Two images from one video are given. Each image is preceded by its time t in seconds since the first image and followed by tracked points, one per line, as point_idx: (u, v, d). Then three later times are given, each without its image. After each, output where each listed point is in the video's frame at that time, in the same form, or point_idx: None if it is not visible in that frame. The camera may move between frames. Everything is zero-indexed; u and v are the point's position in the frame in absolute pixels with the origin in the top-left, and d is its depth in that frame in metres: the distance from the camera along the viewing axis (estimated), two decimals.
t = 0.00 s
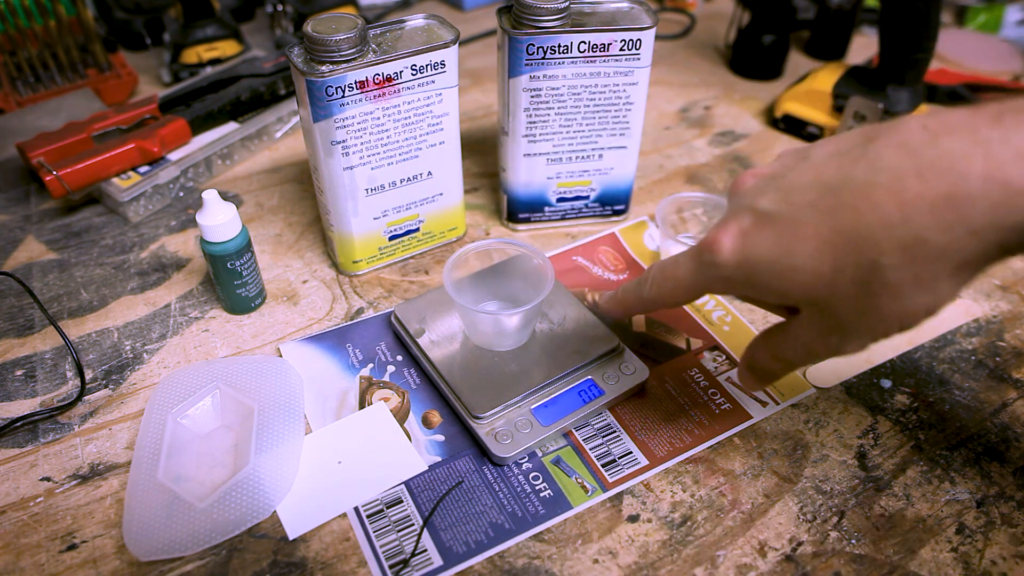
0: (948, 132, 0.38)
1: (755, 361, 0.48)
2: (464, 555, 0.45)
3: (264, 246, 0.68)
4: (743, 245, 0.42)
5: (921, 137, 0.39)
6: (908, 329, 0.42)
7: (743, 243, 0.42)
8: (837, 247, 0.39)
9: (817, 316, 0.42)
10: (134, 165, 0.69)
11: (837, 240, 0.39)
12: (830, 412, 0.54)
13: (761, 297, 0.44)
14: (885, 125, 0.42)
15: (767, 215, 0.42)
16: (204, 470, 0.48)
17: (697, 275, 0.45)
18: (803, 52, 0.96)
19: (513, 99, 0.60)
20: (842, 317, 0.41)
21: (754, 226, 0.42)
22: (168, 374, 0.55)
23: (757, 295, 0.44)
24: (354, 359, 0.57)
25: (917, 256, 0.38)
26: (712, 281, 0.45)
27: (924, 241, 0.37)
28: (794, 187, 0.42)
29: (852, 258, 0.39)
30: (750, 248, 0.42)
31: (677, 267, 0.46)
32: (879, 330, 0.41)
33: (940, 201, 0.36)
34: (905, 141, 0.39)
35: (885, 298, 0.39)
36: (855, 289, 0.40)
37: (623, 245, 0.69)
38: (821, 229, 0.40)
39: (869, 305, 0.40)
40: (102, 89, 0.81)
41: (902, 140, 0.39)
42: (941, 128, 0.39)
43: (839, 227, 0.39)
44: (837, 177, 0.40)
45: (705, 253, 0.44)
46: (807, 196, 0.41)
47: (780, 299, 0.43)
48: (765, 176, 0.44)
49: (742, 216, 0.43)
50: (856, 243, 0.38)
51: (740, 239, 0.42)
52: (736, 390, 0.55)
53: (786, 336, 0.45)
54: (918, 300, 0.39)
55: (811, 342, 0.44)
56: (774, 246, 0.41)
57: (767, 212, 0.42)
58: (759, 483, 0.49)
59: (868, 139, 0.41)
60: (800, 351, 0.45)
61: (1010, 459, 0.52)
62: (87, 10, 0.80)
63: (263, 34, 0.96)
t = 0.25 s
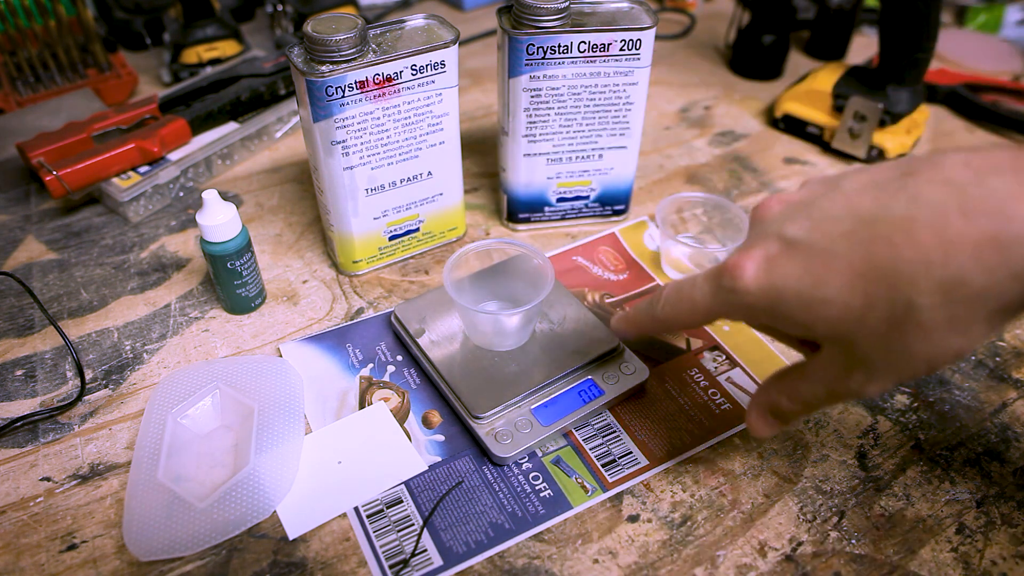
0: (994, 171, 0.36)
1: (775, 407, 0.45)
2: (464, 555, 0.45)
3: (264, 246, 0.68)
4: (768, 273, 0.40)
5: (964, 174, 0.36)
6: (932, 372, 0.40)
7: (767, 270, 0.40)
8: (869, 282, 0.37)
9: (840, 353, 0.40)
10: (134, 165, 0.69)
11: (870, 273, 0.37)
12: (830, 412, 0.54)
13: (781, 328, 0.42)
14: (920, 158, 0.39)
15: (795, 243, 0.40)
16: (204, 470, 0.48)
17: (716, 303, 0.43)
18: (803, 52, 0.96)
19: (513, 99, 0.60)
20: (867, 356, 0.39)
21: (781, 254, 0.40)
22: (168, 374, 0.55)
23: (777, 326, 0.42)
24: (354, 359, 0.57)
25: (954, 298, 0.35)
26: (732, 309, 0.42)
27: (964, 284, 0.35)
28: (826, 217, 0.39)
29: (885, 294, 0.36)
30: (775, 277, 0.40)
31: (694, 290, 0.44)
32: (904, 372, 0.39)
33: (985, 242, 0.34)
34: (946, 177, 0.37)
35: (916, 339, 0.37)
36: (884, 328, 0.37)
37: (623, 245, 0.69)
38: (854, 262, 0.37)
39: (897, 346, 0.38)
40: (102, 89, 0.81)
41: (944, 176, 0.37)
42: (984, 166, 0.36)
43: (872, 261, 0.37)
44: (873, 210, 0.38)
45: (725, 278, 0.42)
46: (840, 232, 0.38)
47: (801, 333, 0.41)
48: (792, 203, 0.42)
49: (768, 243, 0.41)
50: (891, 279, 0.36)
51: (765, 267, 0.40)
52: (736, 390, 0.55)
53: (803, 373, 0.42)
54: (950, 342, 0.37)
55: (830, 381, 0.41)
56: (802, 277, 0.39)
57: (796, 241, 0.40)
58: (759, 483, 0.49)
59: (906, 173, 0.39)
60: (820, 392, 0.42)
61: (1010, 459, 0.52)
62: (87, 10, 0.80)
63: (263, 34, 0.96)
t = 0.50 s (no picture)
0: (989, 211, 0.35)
1: (754, 434, 0.45)
2: (464, 555, 0.45)
3: (264, 246, 0.68)
4: (757, 297, 0.40)
5: (957, 212, 0.36)
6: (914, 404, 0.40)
7: (757, 294, 0.40)
8: (856, 313, 0.37)
9: (822, 381, 0.40)
10: (134, 165, 0.69)
11: (858, 305, 0.37)
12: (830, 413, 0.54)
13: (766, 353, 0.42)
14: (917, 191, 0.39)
15: (786, 270, 0.40)
16: (204, 470, 0.48)
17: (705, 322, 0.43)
18: (803, 52, 0.96)
19: (513, 99, 0.60)
20: (850, 386, 0.39)
21: (772, 278, 0.40)
22: (168, 374, 0.55)
23: (763, 351, 0.42)
24: (354, 359, 0.57)
25: (938, 335, 0.35)
26: (720, 329, 0.43)
27: (950, 322, 0.35)
28: (818, 244, 0.39)
29: (871, 326, 0.36)
30: (764, 302, 0.40)
31: (683, 307, 0.45)
32: (886, 404, 0.39)
33: (973, 283, 0.34)
34: (941, 214, 0.36)
35: (899, 372, 0.37)
36: (868, 359, 0.37)
37: (623, 245, 0.69)
38: (842, 292, 0.37)
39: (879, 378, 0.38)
40: (102, 89, 0.81)
41: (939, 212, 0.36)
42: (980, 204, 0.36)
43: (859, 293, 0.37)
44: (865, 242, 0.37)
45: (715, 298, 0.42)
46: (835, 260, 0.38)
47: (786, 358, 0.41)
48: (787, 228, 0.42)
49: (759, 266, 0.41)
50: (878, 311, 0.36)
51: (755, 291, 0.40)
52: (736, 390, 0.55)
53: (787, 399, 0.42)
54: (934, 377, 0.37)
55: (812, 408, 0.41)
56: (790, 303, 0.39)
57: (788, 267, 0.40)
58: (759, 483, 0.49)
59: (901, 206, 0.38)
60: (803, 420, 0.42)
61: (1010, 459, 0.52)
62: (87, 10, 0.80)
63: (263, 34, 0.96)
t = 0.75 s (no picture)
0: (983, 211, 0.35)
1: (732, 423, 0.45)
2: (464, 555, 0.45)
3: (264, 246, 0.68)
4: (744, 282, 0.40)
5: (950, 209, 0.36)
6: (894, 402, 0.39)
7: (744, 279, 0.40)
8: (839, 302, 0.37)
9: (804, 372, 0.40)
10: (134, 165, 0.69)
11: (841, 294, 0.37)
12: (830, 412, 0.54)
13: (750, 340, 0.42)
14: (915, 188, 0.38)
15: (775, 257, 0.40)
16: (204, 470, 0.48)
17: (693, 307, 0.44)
18: (803, 52, 0.96)
19: (513, 99, 0.60)
20: (829, 377, 0.39)
21: (760, 264, 0.40)
22: (168, 374, 0.55)
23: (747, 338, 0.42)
24: (354, 359, 0.57)
25: (918, 331, 0.35)
26: (706, 313, 0.43)
27: (930, 317, 0.34)
28: (809, 233, 0.39)
29: (853, 315, 0.36)
30: (750, 287, 0.40)
31: (672, 290, 0.45)
32: (865, 399, 0.39)
33: (957, 279, 0.34)
34: (933, 211, 0.36)
35: (878, 367, 0.37)
36: (847, 350, 0.37)
37: (623, 246, 0.69)
38: (826, 280, 0.37)
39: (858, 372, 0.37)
40: (102, 89, 0.81)
41: (932, 209, 0.36)
42: (973, 203, 0.35)
43: (842, 283, 0.37)
44: (855, 233, 0.37)
45: (703, 281, 0.42)
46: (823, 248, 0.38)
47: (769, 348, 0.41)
48: (781, 216, 0.42)
49: (749, 251, 0.41)
50: (860, 301, 0.36)
51: (742, 277, 0.41)
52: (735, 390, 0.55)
53: (769, 389, 0.42)
54: (913, 375, 0.36)
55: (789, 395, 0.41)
56: (775, 288, 0.39)
57: (777, 254, 0.40)
58: (759, 483, 0.49)
59: (895, 201, 0.38)
60: (784, 412, 0.42)
61: (1010, 459, 0.52)
62: (87, 10, 0.80)
63: (263, 34, 0.96)
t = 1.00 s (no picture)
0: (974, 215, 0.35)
1: (736, 436, 0.44)
2: (464, 555, 0.45)
3: (264, 246, 0.68)
4: (737, 288, 0.40)
5: (943, 214, 0.36)
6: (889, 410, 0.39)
7: (738, 285, 0.40)
8: (830, 307, 0.37)
9: (798, 380, 0.40)
10: (134, 165, 0.69)
11: (834, 300, 0.36)
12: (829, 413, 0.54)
13: (744, 347, 0.41)
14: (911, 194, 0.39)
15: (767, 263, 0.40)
16: (204, 470, 0.48)
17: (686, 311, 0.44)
18: (803, 52, 0.96)
19: (513, 99, 0.60)
20: (823, 385, 0.38)
21: (754, 271, 0.40)
22: (168, 374, 0.55)
23: (741, 344, 0.42)
24: (354, 359, 0.57)
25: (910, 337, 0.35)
26: (701, 319, 0.43)
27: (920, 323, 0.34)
28: (803, 239, 0.39)
29: (845, 322, 0.36)
30: (743, 293, 0.40)
31: (668, 295, 0.45)
32: (860, 406, 0.38)
33: (950, 285, 0.34)
34: (926, 216, 0.36)
35: (871, 373, 0.36)
36: (840, 356, 0.37)
37: (623, 245, 0.69)
38: (818, 285, 0.37)
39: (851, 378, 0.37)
40: (102, 89, 0.81)
41: (925, 215, 0.36)
42: (967, 209, 0.36)
43: (836, 288, 0.36)
44: (848, 239, 0.37)
45: (698, 288, 0.42)
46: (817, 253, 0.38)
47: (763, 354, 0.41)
48: (776, 223, 0.42)
49: (744, 258, 0.41)
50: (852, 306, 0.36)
51: (736, 282, 0.40)
52: (736, 390, 0.55)
53: (766, 399, 0.42)
54: (907, 381, 0.36)
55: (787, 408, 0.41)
56: (768, 294, 0.39)
57: (771, 259, 0.40)
58: (759, 483, 0.49)
59: (890, 208, 0.38)
60: (779, 421, 0.41)
61: (1010, 459, 0.52)
62: (87, 10, 0.80)
63: (263, 34, 0.96)
